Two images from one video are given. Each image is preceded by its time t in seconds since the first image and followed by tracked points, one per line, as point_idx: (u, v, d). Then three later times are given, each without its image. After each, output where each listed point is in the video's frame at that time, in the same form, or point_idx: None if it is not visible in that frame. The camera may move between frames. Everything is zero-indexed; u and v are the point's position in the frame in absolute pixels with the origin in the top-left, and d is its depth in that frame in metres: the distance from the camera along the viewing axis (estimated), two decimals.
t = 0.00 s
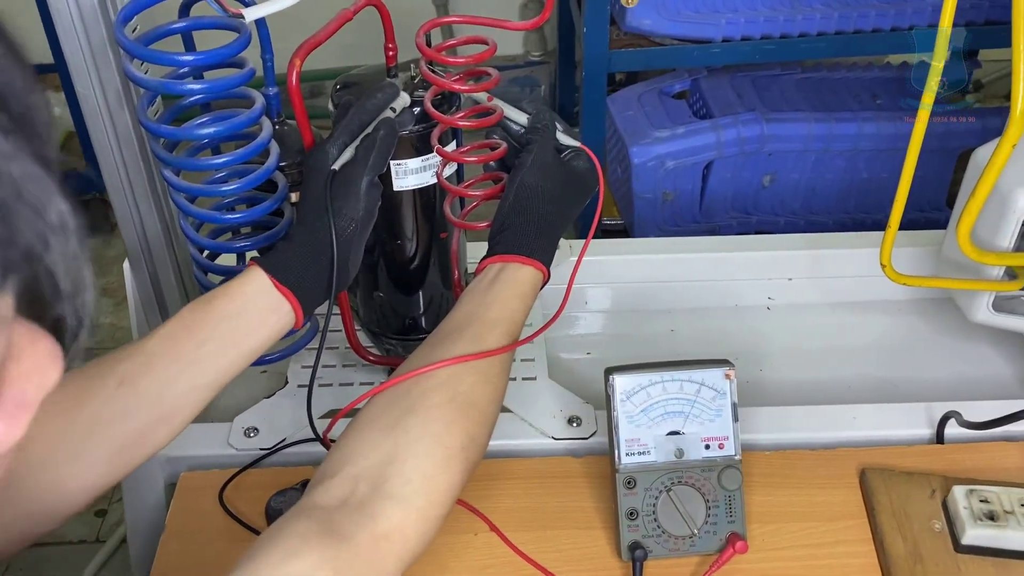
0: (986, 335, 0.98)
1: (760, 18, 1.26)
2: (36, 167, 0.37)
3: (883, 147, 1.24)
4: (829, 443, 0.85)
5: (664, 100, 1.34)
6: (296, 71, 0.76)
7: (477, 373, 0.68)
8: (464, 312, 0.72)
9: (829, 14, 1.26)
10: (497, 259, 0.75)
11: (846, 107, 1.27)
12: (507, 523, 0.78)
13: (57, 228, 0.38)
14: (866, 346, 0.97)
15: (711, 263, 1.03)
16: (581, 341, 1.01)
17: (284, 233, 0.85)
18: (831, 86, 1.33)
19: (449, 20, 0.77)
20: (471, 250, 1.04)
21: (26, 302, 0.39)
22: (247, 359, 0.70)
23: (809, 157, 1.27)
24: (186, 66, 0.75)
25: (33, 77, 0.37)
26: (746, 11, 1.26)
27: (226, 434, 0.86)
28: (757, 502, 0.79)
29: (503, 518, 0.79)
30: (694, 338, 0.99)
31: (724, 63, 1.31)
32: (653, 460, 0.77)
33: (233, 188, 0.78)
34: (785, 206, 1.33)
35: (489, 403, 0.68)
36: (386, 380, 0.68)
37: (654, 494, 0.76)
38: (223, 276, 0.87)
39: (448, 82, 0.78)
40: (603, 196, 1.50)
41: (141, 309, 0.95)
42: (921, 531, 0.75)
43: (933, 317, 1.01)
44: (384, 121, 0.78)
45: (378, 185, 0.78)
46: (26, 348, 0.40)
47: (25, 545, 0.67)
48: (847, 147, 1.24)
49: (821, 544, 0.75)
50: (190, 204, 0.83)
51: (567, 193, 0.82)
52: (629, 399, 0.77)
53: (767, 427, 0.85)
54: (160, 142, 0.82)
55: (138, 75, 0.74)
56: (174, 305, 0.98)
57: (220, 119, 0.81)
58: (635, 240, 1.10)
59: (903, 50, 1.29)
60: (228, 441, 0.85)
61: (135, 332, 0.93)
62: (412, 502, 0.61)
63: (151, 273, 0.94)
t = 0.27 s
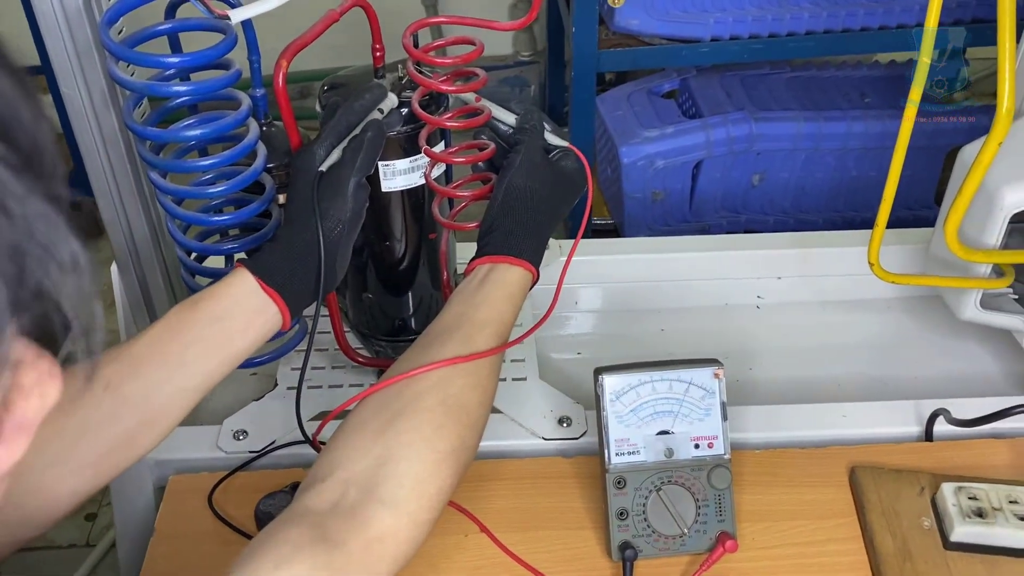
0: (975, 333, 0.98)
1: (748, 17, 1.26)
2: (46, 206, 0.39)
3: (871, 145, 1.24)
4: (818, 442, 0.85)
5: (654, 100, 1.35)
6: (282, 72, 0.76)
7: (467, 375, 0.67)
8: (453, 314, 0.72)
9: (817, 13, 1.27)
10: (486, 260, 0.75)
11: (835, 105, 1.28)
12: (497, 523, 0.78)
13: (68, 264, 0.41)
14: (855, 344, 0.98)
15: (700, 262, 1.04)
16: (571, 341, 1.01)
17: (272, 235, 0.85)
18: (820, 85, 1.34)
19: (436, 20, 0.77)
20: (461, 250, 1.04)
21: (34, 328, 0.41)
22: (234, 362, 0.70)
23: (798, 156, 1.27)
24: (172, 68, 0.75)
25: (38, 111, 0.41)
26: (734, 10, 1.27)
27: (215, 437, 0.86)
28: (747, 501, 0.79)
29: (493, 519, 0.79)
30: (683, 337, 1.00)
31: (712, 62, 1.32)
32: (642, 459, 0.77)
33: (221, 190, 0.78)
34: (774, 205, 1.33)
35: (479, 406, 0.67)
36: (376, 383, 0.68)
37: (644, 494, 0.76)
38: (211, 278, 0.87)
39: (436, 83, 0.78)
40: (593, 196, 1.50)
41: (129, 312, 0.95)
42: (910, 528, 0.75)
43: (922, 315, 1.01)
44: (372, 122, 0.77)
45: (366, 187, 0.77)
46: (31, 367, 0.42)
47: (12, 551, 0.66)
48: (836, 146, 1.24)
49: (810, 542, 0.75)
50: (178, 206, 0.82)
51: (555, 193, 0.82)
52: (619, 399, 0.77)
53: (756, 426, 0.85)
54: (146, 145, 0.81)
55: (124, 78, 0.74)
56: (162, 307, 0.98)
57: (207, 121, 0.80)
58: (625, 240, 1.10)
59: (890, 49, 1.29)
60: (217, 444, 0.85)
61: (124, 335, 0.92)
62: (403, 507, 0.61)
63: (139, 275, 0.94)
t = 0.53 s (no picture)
0: (966, 331, 0.99)
1: (739, 17, 1.26)
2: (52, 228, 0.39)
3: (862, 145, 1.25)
4: (810, 441, 0.86)
5: (645, 100, 1.35)
6: (271, 73, 0.75)
7: (459, 378, 0.67)
8: (445, 316, 0.72)
9: (808, 13, 1.27)
10: (477, 261, 0.74)
11: (826, 105, 1.28)
12: (490, 524, 0.78)
13: (76, 287, 0.40)
14: (846, 343, 0.98)
15: (691, 262, 1.04)
16: (563, 341, 1.01)
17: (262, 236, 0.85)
18: (810, 84, 1.34)
19: (425, 21, 0.77)
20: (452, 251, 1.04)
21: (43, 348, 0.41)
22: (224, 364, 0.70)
23: (789, 155, 1.27)
24: (161, 69, 0.75)
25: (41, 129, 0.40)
26: (725, 10, 1.27)
27: (207, 439, 0.86)
28: (739, 500, 0.79)
29: (486, 520, 0.78)
30: (675, 337, 1.00)
31: (703, 62, 1.32)
32: (634, 459, 0.77)
33: (211, 192, 0.78)
34: (765, 204, 1.34)
35: (472, 409, 0.67)
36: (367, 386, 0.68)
37: (636, 494, 0.76)
38: (202, 280, 0.86)
39: (426, 84, 0.78)
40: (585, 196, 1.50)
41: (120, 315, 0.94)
42: (902, 526, 0.75)
43: (912, 313, 1.01)
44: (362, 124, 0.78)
45: (356, 188, 0.77)
46: (36, 382, 0.42)
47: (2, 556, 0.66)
48: (828, 145, 1.25)
49: (802, 542, 0.75)
50: (168, 209, 0.82)
51: (546, 193, 0.82)
52: (611, 399, 0.77)
53: (747, 425, 0.85)
54: (136, 147, 0.81)
55: (112, 79, 0.73)
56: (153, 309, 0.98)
57: (196, 122, 0.80)
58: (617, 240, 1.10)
59: (881, 48, 1.30)
60: (209, 447, 0.84)
61: (115, 338, 0.92)
62: (396, 510, 0.61)
63: (129, 278, 0.93)
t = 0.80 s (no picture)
0: (959, 329, 0.99)
1: (732, 17, 1.27)
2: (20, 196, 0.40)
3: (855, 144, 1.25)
4: (804, 440, 0.86)
5: (639, 100, 1.35)
6: (264, 75, 0.75)
7: (453, 379, 0.67)
8: (438, 317, 0.71)
9: (801, 13, 1.27)
10: (471, 262, 0.74)
11: (819, 104, 1.28)
12: (485, 525, 0.78)
13: (52, 255, 0.41)
14: (839, 342, 0.98)
15: (685, 262, 1.04)
16: (558, 342, 1.01)
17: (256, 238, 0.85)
18: (803, 84, 1.34)
19: (418, 22, 0.77)
20: (446, 252, 1.04)
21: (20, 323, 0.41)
22: (217, 366, 0.69)
23: (782, 155, 1.28)
24: (154, 71, 0.74)
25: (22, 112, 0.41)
26: (718, 10, 1.27)
27: (200, 441, 0.85)
28: (733, 500, 0.79)
29: (480, 520, 0.78)
30: (669, 337, 1.00)
31: (697, 62, 1.32)
32: (629, 459, 0.77)
33: (204, 193, 0.78)
34: (759, 204, 1.34)
35: (466, 410, 0.67)
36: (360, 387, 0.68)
37: (630, 494, 0.76)
38: (194, 282, 0.86)
39: (418, 85, 0.78)
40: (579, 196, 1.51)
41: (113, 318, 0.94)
42: (896, 525, 0.76)
43: (906, 313, 1.01)
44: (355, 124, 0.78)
45: (349, 190, 0.77)
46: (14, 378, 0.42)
47: None
48: (821, 144, 1.25)
49: (796, 541, 0.75)
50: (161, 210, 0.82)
51: (539, 193, 0.82)
52: (605, 399, 0.77)
53: (741, 424, 0.85)
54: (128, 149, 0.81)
55: (104, 81, 0.73)
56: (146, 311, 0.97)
57: (189, 124, 0.80)
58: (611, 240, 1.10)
59: (873, 47, 1.30)
60: (202, 449, 0.84)
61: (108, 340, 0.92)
62: (390, 511, 0.61)
63: (122, 280, 0.93)
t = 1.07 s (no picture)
0: (953, 329, 0.99)
1: (726, 18, 1.27)
2: (31, 217, 0.39)
3: (850, 144, 1.25)
4: (799, 440, 0.86)
5: (633, 101, 1.36)
6: (258, 76, 0.75)
7: (449, 380, 0.67)
8: (434, 318, 0.71)
9: (794, 14, 1.27)
10: (466, 262, 0.74)
11: (812, 104, 1.29)
12: (481, 526, 0.78)
13: (57, 275, 0.41)
14: (834, 342, 0.98)
15: (680, 262, 1.04)
16: (554, 342, 1.01)
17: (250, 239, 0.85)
18: (797, 84, 1.35)
19: (412, 23, 0.77)
20: (442, 253, 1.04)
21: (31, 336, 0.41)
22: (212, 368, 0.69)
23: (777, 155, 1.28)
24: (146, 72, 0.74)
25: (25, 119, 0.40)
26: (712, 11, 1.27)
27: (196, 443, 0.85)
28: (729, 500, 0.79)
29: (476, 521, 0.78)
30: (665, 337, 1.00)
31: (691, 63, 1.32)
32: (625, 460, 0.77)
33: (199, 195, 0.78)
34: (754, 204, 1.34)
35: (462, 412, 0.67)
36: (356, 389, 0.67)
37: (626, 495, 0.76)
38: (189, 284, 0.86)
39: (413, 86, 0.78)
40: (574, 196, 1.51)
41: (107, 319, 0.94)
42: (891, 524, 0.76)
43: (900, 313, 1.02)
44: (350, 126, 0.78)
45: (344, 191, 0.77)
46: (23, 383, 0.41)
47: None
48: (815, 144, 1.26)
49: (792, 541, 0.76)
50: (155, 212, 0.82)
51: (534, 194, 0.82)
52: (600, 400, 0.77)
53: (736, 424, 0.86)
54: (122, 150, 0.80)
55: (97, 83, 0.73)
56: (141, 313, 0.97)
57: (183, 125, 0.80)
58: (606, 240, 1.10)
59: (867, 48, 1.30)
60: (198, 451, 0.84)
61: (102, 342, 0.92)
62: (388, 514, 0.61)
63: (116, 281, 0.93)
